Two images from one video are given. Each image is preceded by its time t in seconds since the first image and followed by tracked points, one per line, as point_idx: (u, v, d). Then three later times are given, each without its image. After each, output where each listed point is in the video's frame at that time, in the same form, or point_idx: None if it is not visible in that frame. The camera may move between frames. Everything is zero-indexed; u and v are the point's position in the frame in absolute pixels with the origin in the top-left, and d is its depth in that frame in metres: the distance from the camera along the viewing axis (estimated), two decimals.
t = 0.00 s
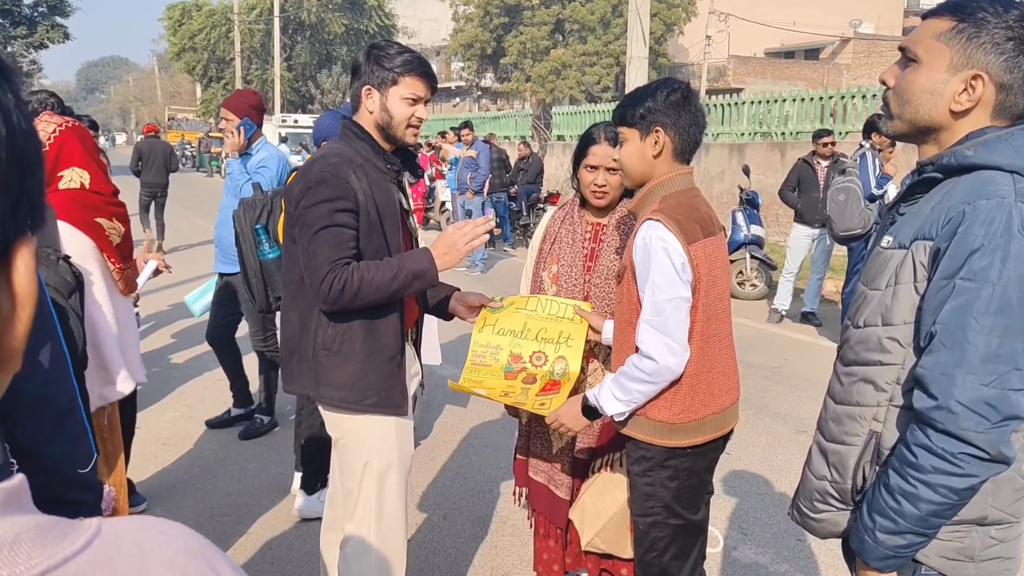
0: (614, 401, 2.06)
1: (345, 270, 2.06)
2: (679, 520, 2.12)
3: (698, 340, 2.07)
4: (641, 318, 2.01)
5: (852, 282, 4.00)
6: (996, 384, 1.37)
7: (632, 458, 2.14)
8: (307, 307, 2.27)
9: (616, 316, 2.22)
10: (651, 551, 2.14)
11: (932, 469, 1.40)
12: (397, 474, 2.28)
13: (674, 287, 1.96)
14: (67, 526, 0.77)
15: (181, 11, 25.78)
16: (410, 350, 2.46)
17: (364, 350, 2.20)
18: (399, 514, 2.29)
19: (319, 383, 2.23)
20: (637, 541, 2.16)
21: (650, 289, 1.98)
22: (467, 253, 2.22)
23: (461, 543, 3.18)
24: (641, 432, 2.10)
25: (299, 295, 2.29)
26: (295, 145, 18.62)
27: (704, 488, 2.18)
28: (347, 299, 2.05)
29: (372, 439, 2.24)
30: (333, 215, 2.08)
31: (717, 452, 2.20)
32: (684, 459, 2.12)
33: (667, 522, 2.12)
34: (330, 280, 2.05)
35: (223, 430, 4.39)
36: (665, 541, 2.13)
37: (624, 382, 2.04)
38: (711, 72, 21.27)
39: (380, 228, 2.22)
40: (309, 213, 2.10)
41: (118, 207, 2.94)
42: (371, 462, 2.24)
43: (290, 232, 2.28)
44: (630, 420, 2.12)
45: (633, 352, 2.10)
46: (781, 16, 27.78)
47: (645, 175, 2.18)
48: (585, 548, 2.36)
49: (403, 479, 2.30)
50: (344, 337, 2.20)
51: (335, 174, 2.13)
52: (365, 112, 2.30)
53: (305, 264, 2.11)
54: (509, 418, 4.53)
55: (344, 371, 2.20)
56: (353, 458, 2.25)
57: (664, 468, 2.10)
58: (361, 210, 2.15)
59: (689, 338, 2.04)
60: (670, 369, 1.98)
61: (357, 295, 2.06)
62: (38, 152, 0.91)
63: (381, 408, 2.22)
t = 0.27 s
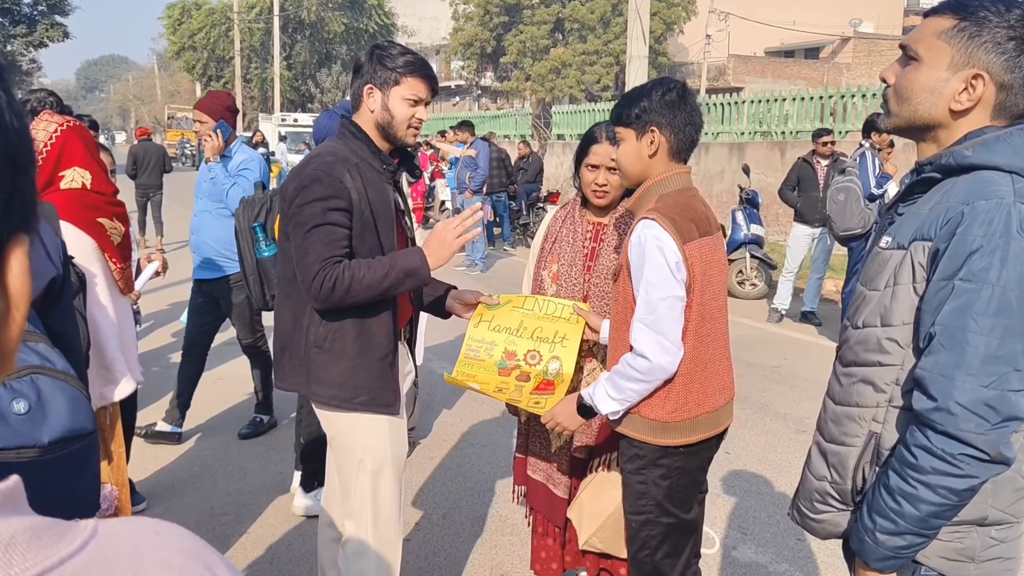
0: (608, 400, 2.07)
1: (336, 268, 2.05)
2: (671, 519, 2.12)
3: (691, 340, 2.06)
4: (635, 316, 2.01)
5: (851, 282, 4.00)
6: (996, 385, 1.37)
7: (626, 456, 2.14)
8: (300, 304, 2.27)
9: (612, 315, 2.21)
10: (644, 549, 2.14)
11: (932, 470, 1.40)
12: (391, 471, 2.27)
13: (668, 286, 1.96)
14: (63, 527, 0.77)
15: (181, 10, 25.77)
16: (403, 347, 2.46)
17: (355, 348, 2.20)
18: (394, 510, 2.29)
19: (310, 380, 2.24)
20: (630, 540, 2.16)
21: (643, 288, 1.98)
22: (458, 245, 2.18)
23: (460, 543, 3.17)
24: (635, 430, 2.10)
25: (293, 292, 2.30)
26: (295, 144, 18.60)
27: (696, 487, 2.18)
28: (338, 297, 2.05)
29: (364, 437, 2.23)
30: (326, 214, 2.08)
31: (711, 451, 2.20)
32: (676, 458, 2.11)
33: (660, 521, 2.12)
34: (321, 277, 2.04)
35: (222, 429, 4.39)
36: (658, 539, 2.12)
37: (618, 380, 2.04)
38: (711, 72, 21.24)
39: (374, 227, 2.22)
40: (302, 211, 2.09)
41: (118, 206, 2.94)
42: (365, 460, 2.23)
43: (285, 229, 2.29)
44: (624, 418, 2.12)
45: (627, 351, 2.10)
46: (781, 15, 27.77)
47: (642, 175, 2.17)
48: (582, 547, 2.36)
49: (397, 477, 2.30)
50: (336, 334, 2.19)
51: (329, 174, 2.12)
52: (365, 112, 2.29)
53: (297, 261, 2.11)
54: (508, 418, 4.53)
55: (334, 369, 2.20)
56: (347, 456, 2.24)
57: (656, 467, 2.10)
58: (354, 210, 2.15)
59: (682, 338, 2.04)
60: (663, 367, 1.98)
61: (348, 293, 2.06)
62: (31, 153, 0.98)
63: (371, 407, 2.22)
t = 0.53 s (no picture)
0: (608, 399, 2.07)
1: (323, 271, 2.05)
2: (672, 517, 2.13)
3: (692, 339, 2.06)
4: (635, 316, 2.01)
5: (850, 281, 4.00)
6: (993, 384, 1.37)
7: (627, 455, 2.14)
8: (287, 302, 2.27)
9: (611, 315, 2.21)
10: (645, 548, 2.14)
11: (931, 470, 1.40)
12: (393, 464, 2.26)
13: (668, 286, 1.96)
14: (60, 528, 0.76)
15: (181, 9, 25.77)
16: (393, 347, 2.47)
17: (340, 348, 2.20)
18: (398, 502, 2.27)
19: (295, 377, 2.24)
20: (631, 538, 2.16)
21: (644, 287, 1.98)
22: (448, 262, 2.16)
23: (460, 542, 3.17)
24: (636, 429, 2.10)
25: (280, 291, 2.30)
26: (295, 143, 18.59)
27: (697, 485, 2.19)
28: (323, 300, 2.05)
29: (362, 432, 2.23)
30: (318, 216, 2.08)
31: (711, 450, 2.20)
32: (678, 456, 2.11)
33: (661, 519, 2.12)
34: (307, 280, 2.05)
35: (222, 429, 4.39)
36: (659, 538, 2.13)
37: (618, 379, 2.04)
38: (711, 71, 21.23)
39: (365, 231, 2.22)
40: (295, 211, 2.09)
41: (118, 205, 2.94)
42: (364, 454, 2.23)
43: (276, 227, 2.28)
44: (624, 418, 2.11)
45: (627, 350, 2.10)
46: (781, 14, 27.75)
47: (642, 174, 2.17)
48: (581, 547, 2.36)
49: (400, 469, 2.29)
50: (321, 334, 2.20)
51: (323, 176, 2.12)
52: (368, 116, 2.29)
53: (285, 262, 2.11)
54: (507, 416, 4.53)
55: (320, 367, 2.21)
56: (348, 450, 2.25)
57: (657, 466, 2.10)
58: (347, 214, 2.15)
59: (682, 336, 2.04)
60: (664, 367, 1.98)
61: (333, 297, 2.06)
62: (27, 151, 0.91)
63: (355, 407, 2.21)
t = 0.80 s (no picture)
0: (610, 398, 2.07)
1: (318, 268, 2.06)
2: (674, 516, 2.13)
3: (695, 338, 2.07)
4: (638, 314, 2.01)
5: (849, 280, 4.00)
6: (991, 383, 1.37)
7: (629, 454, 2.14)
8: (283, 299, 2.28)
9: (612, 314, 2.22)
10: (647, 547, 2.15)
11: (929, 469, 1.40)
12: (385, 464, 2.26)
13: (672, 286, 1.96)
14: (62, 531, 0.76)
15: (180, 7, 25.77)
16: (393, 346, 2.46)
17: (336, 346, 2.21)
18: (390, 502, 2.27)
19: (293, 374, 2.25)
20: (634, 537, 2.16)
21: (647, 286, 1.98)
22: (444, 258, 2.17)
23: (459, 541, 3.18)
24: (637, 428, 2.10)
25: (276, 288, 2.31)
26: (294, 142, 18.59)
27: (699, 484, 2.19)
28: (318, 296, 2.05)
29: (356, 430, 2.24)
30: (313, 213, 2.08)
31: (712, 449, 2.20)
32: (679, 455, 2.12)
33: (663, 518, 2.13)
34: (302, 276, 2.05)
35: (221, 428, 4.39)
36: (661, 537, 2.13)
37: (620, 378, 2.04)
38: (710, 70, 21.24)
39: (362, 229, 2.22)
40: (289, 208, 2.09)
41: (119, 204, 2.93)
42: (357, 455, 2.23)
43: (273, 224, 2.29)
44: (626, 417, 2.12)
45: (629, 349, 2.10)
46: (780, 13, 27.74)
47: (644, 173, 2.18)
48: (580, 547, 2.36)
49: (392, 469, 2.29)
50: (318, 331, 2.21)
51: (319, 174, 2.12)
52: (367, 116, 2.29)
53: (280, 258, 2.11)
54: (507, 415, 4.54)
55: (317, 364, 2.21)
56: (341, 451, 2.25)
57: (659, 464, 2.11)
58: (342, 211, 2.15)
59: (686, 334, 2.04)
60: (667, 366, 1.99)
61: (328, 293, 2.06)
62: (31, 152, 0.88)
63: (349, 405, 2.22)
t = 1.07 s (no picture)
0: (612, 398, 2.07)
1: (316, 266, 2.06)
2: (675, 514, 2.14)
3: (697, 338, 2.07)
4: (641, 314, 2.01)
5: (848, 279, 4.01)
6: (990, 381, 1.38)
7: (630, 453, 2.14)
8: (281, 297, 2.28)
9: (615, 314, 2.22)
10: (648, 546, 2.15)
11: (929, 467, 1.41)
12: (384, 466, 2.27)
13: (674, 285, 1.96)
14: (65, 532, 0.76)
15: (178, 6, 25.75)
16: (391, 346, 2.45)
17: (334, 344, 2.21)
18: (388, 504, 2.27)
19: (291, 373, 2.25)
20: (634, 536, 2.17)
21: (650, 286, 1.98)
22: (441, 260, 2.17)
23: (459, 540, 3.18)
24: (638, 427, 2.10)
25: (273, 285, 2.31)
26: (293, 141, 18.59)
27: (700, 483, 2.19)
28: (315, 294, 2.05)
29: (356, 431, 2.24)
30: (312, 211, 2.08)
31: (713, 447, 2.20)
32: (681, 454, 2.12)
33: (665, 517, 2.13)
34: (300, 274, 2.05)
35: (220, 426, 4.39)
36: (662, 535, 2.14)
37: (623, 378, 2.05)
38: (709, 69, 21.24)
39: (362, 228, 2.22)
40: (288, 206, 2.10)
41: (122, 203, 2.92)
42: (357, 457, 2.24)
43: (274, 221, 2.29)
44: (627, 416, 2.12)
45: (632, 348, 2.10)
46: (779, 12, 27.75)
47: (646, 172, 2.18)
48: (579, 546, 2.36)
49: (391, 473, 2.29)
50: (316, 330, 2.21)
51: (318, 172, 2.13)
52: (370, 116, 2.28)
53: (278, 256, 2.11)
54: (506, 415, 4.54)
55: (316, 363, 2.21)
56: (340, 452, 2.25)
57: (660, 463, 2.11)
58: (342, 210, 2.15)
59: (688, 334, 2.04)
60: (669, 365, 1.99)
61: (325, 292, 2.06)
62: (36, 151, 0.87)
63: (347, 404, 2.22)
